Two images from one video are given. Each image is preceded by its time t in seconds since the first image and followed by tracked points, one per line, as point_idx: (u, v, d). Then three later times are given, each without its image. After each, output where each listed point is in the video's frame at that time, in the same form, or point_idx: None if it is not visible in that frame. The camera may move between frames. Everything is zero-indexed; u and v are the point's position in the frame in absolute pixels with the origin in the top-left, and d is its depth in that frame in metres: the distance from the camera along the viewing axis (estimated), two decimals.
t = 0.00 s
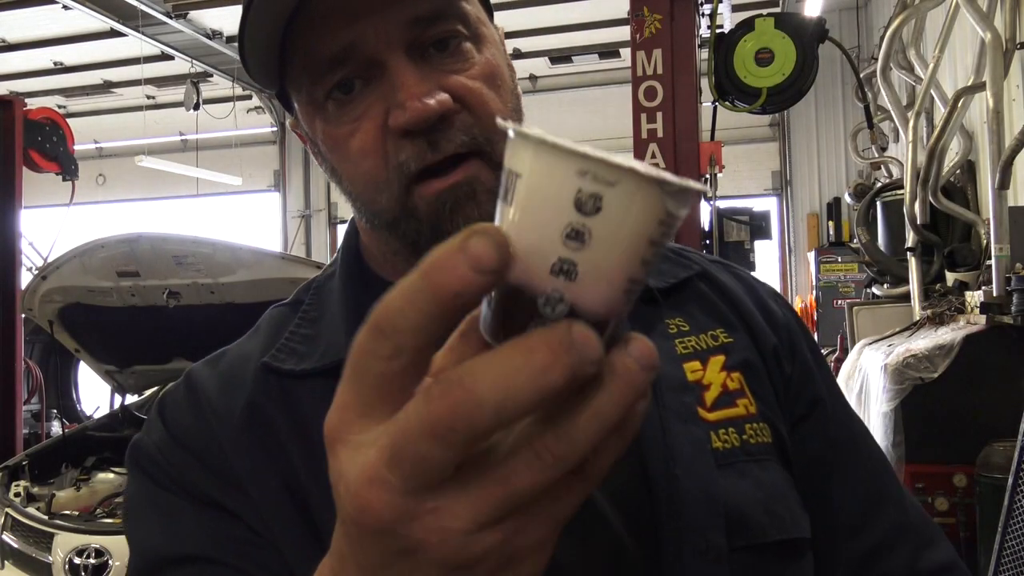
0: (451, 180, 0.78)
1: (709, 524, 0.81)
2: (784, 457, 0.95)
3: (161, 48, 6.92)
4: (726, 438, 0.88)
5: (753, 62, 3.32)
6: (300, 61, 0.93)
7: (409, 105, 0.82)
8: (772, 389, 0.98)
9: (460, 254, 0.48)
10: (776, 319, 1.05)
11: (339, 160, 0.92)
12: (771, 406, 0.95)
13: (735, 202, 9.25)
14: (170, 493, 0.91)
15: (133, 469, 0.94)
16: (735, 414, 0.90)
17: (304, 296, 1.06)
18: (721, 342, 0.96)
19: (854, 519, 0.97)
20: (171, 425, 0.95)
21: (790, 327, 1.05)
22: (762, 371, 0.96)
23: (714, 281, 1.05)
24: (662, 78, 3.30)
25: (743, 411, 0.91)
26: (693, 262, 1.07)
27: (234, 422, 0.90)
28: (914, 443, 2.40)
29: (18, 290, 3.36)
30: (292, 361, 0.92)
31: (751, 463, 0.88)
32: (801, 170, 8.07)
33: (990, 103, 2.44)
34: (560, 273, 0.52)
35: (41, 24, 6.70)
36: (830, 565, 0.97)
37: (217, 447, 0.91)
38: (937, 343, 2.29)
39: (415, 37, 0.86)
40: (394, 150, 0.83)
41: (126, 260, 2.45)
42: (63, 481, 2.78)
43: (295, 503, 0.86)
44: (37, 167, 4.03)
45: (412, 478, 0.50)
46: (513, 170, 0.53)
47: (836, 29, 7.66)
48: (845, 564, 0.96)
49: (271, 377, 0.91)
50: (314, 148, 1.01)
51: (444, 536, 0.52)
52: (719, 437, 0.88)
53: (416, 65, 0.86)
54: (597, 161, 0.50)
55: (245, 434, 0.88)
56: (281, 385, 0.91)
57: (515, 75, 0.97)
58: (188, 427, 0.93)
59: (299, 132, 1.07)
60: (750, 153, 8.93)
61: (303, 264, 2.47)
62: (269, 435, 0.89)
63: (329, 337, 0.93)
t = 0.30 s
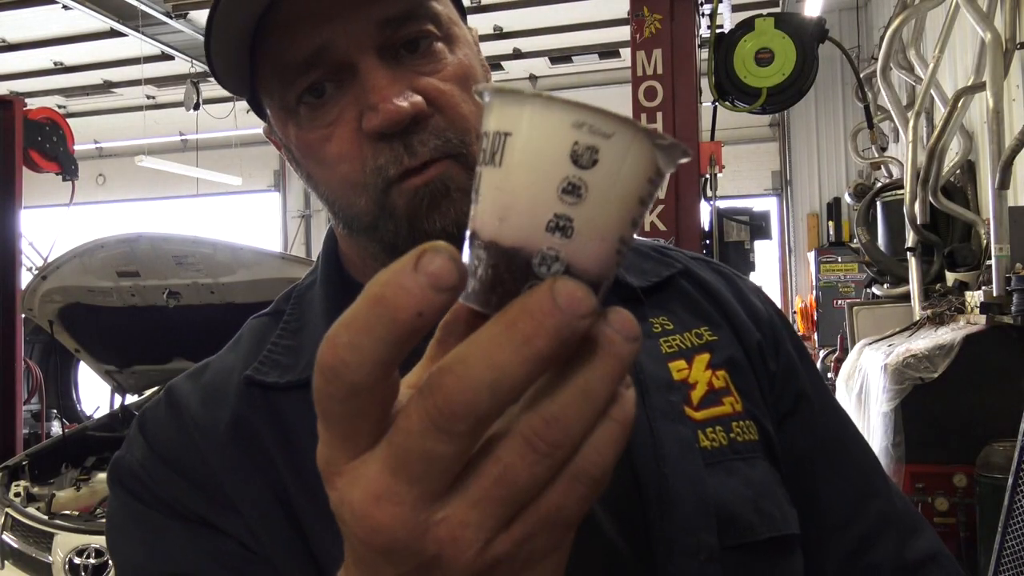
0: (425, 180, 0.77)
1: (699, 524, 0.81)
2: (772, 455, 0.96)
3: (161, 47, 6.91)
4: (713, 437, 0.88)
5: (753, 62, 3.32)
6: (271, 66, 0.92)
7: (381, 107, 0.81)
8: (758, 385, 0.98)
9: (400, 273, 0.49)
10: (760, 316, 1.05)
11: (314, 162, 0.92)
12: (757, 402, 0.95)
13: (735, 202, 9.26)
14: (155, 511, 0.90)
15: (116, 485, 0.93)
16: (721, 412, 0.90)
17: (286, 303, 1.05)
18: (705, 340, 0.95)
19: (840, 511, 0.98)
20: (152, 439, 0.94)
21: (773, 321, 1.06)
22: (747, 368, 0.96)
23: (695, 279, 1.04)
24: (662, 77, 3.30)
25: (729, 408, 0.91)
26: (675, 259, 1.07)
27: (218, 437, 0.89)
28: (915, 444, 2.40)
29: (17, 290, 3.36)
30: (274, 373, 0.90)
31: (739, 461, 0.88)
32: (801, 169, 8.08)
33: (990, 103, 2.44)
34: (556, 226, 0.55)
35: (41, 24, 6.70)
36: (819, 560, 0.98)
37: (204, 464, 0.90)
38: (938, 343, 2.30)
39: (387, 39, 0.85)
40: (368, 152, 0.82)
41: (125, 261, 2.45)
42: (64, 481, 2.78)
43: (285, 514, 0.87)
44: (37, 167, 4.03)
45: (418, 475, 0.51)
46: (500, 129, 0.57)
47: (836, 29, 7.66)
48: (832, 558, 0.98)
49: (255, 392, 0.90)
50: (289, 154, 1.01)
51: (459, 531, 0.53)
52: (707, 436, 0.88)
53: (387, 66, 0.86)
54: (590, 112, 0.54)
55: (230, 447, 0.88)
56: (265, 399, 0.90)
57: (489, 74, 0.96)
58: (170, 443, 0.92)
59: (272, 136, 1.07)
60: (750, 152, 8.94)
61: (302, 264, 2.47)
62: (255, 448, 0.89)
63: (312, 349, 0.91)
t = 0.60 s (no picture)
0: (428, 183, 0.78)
1: (706, 526, 0.81)
2: (772, 455, 0.96)
3: (161, 48, 6.91)
4: (716, 438, 0.88)
5: (752, 62, 3.32)
6: (270, 66, 0.92)
7: (383, 109, 0.81)
8: (756, 386, 0.98)
9: (474, 290, 0.46)
10: (758, 317, 1.05)
11: (312, 163, 0.92)
12: (756, 403, 0.95)
13: (735, 202, 9.27)
14: (155, 516, 0.88)
15: (111, 491, 0.92)
16: (722, 413, 0.90)
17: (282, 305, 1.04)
18: (704, 341, 0.95)
19: (837, 511, 0.98)
20: (147, 443, 0.92)
21: (770, 322, 1.06)
22: (745, 370, 0.97)
23: (692, 279, 1.04)
24: (661, 78, 3.29)
25: (730, 409, 0.91)
26: (672, 260, 1.07)
27: (218, 440, 0.87)
28: (915, 443, 2.40)
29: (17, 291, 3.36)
30: (275, 377, 0.89)
31: (740, 462, 0.88)
32: (802, 169, 8.08)
33: (990, 103, 2.44)
34: (616, 218, 0.55)
35: (41, 25, 6.70)
36: (818, 561, 0.99)
37: (205, 467, 0.88)
38: (938, 343, 2.29)
39: (387, 39, 0.85)
40: (370, 153, 0.82)
41: (126, 260, 2.45)
42: (64, 482, 2.78)
43: (290, 520, 0.85)
44: (37, 166, 4.03)
45: (507, 484, 0.49)
46: (561, 119, 0.52)
47: (835, 29, 7.66)
48: (829, 558, 0.98)
49: (256, 395, 0.88)
50: (285, 154, 1.01)
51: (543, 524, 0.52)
52: (709, 437, 0.88)
53: (389, 67, 0.85)
54: (643, 104, 0.55)
55: (230, 448, 0.86)
56: (266, 402, 0.88)
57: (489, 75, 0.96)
58: (167, 446, 0.90)
59: (268, 136, 1.07)
60: (750, 152, 8.94)
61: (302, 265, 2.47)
62: (257, 450, 0.87)
63: (312, 350, 0.89)
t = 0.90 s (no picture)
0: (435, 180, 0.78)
1: (713, 527, 0.81)
2: (775, 456, 0.96)
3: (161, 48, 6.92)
4: (722, 439, 0.88)
5: (753, 62, 3.32)
6: (275, 62, 0.92)
7: (391, 105, 0.81)
8: (759, 386, 0.98)
9: (477, 295, 0.43)
10: (760, 318, 1.05)
11: (316, 160, 0.92)
12: (759, 404, 0.95)
13: (734, 202, 9.28)
14: (158, 516, 0.88)
15: (115, 491, 0.92)
16: (727, 414, 0.90)
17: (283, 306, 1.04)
18: (708, 342, 0.95)
19: (839, 511, 0.98)
20: (150, 442, 0.92)
21: (771, 323, 1.06)
22: (749, 370, 0.97)
23: (696, 279, 1.04)
24: (661, 78, 3.29)
25: (735, 410, 0.91)
26: (675, 260, 1.07)
27: (224, 439, 0.87)
28: (915, 443, 2.40)
29: (18, 290, 3.37)
30: (280, 377, 0.89)
31: (745, 462, 0.88)
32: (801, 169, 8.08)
33: (990, 103, 2.44)
34: (646, 231, 0.49)
35: (41, 25, 6.71)
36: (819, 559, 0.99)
37: (211, 467, 0.87)
38: (938, 343, 2.28)
39: (394, 38, 0.85)
40: (376, 150, 0.82)
41: (126, 260, 2.45)
42: (64, 482, 2.78)
43: (303, 526, 0.84)
44: (37, 166, 4.05)
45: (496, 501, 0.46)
46: (585, 128, 0.46)
47: (835, 29, 7.66)
48: (832, 557, 0.98)
49: (262, 394, 0.89)
50: (289, 151, 1.01)
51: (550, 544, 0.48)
52: (714, 438, 0.88)
53: (398, 66, 0.86)
54: (691, 113, 0.49)
55: (236, 449, 0.86)
56: (272, 401, 0.88)
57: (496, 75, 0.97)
58: (171, 446, 0.90)
59: (273, 133, 1.07)
60: (750, 152, 8.95)
61: (302, 265, 2.47)
62: (263, 450, 0.86)
63: (317, 350, 0.89)
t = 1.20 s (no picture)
0: (434, 179, 0.78)
1: (718, 529, 0.81)
2: (781, 459, 0.96)
3: (161, 47, 6.92)
4: (726, 440, 0.88)
5: (753, 62, 3.32)
6: (277, 62, 0.92)
7: (389, 103, 0.81)
8: (764, 388, 0.98)
9: (380, 266, 0.45)
10: (764, 320, 1.05)
11: (317, 158, 0.92)
12: (764, 406, 0.95)
13: (735, 202, 9.28)
14: (163, 515, 0.88)
15: (117, 491, 0.91)
16: (732, 416, 0.90)
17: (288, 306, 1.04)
18: (713, 343, 0.95)
19: (844, 514, 0.98)
20: (155, 442, 0.92)
21: (775, 324, 1.06)
22: (754, 372, 0.97)
23: (701, 280, 1.04)
24: (661, 78, 3.29)
25: (740, 412, 0.91)
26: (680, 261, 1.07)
27: (232, 438, 0.87)
28: (916, 443, 2.40)
29: (17, 290, 3.37)
30: (285, 376, 0.89)
31: (750, 464, 0.88)
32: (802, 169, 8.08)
33: (990, 103, 2.44)
34: (560, 206, 0.52)
35: (41, 24, 6.70)
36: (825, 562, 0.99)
37: (218, 464, 0.87)
38: (938, 343, 2.28)
39: (395, 35, 0.85)
40: (375, 148, 0.82)
41: (126, 260, 2.45)
42: (64, 482, 2.78)
43: (306, 525, 0.85)
44: (37, 166, 4.05)
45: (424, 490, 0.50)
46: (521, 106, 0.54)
47: (836, 29, 7.66)
48: (838, 560, 0.98)
49: (267, 395, 0.89)
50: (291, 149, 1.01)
51: (476, 542, 0.50)
52: (719, 440, 0.88)
53: (397, 65, 0.86)
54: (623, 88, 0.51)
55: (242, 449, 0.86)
56: (278, 402, 0.89)
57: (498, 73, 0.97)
58: (177, 445, 0.90)
59: (274, 130, 1.07)
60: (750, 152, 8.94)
61: (303, 265, 2.47)
62: (269, 450, 0.87)
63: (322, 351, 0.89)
